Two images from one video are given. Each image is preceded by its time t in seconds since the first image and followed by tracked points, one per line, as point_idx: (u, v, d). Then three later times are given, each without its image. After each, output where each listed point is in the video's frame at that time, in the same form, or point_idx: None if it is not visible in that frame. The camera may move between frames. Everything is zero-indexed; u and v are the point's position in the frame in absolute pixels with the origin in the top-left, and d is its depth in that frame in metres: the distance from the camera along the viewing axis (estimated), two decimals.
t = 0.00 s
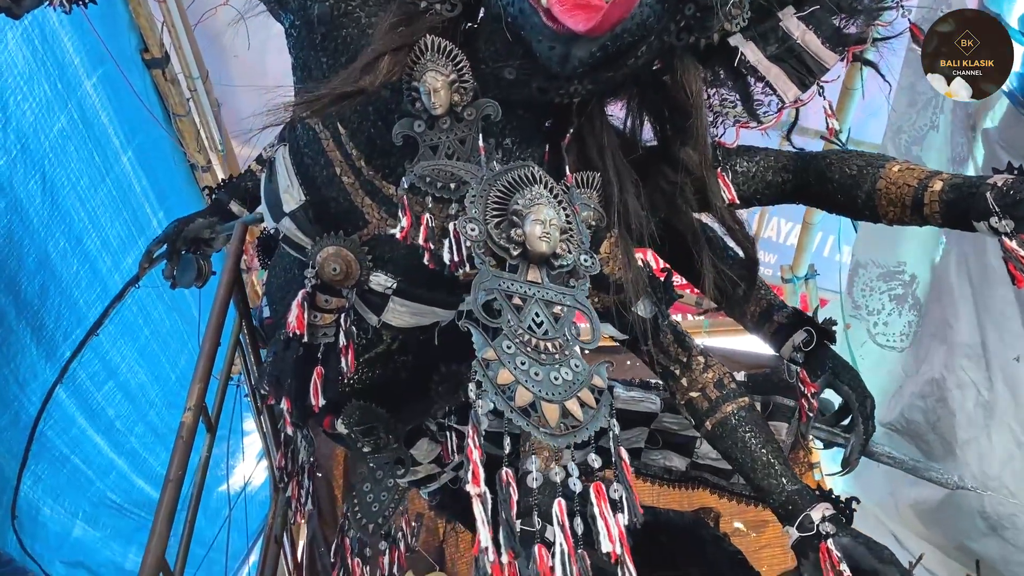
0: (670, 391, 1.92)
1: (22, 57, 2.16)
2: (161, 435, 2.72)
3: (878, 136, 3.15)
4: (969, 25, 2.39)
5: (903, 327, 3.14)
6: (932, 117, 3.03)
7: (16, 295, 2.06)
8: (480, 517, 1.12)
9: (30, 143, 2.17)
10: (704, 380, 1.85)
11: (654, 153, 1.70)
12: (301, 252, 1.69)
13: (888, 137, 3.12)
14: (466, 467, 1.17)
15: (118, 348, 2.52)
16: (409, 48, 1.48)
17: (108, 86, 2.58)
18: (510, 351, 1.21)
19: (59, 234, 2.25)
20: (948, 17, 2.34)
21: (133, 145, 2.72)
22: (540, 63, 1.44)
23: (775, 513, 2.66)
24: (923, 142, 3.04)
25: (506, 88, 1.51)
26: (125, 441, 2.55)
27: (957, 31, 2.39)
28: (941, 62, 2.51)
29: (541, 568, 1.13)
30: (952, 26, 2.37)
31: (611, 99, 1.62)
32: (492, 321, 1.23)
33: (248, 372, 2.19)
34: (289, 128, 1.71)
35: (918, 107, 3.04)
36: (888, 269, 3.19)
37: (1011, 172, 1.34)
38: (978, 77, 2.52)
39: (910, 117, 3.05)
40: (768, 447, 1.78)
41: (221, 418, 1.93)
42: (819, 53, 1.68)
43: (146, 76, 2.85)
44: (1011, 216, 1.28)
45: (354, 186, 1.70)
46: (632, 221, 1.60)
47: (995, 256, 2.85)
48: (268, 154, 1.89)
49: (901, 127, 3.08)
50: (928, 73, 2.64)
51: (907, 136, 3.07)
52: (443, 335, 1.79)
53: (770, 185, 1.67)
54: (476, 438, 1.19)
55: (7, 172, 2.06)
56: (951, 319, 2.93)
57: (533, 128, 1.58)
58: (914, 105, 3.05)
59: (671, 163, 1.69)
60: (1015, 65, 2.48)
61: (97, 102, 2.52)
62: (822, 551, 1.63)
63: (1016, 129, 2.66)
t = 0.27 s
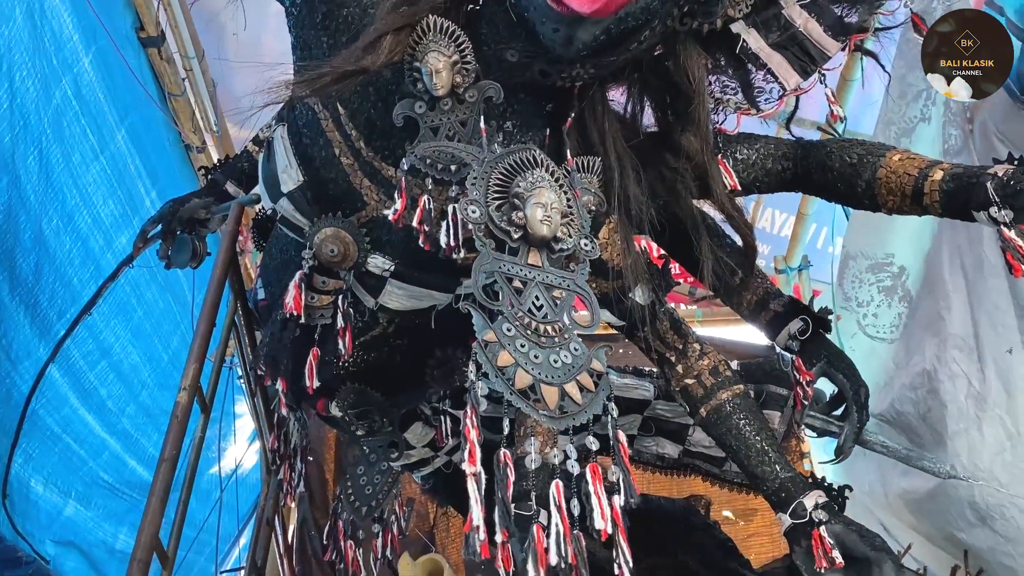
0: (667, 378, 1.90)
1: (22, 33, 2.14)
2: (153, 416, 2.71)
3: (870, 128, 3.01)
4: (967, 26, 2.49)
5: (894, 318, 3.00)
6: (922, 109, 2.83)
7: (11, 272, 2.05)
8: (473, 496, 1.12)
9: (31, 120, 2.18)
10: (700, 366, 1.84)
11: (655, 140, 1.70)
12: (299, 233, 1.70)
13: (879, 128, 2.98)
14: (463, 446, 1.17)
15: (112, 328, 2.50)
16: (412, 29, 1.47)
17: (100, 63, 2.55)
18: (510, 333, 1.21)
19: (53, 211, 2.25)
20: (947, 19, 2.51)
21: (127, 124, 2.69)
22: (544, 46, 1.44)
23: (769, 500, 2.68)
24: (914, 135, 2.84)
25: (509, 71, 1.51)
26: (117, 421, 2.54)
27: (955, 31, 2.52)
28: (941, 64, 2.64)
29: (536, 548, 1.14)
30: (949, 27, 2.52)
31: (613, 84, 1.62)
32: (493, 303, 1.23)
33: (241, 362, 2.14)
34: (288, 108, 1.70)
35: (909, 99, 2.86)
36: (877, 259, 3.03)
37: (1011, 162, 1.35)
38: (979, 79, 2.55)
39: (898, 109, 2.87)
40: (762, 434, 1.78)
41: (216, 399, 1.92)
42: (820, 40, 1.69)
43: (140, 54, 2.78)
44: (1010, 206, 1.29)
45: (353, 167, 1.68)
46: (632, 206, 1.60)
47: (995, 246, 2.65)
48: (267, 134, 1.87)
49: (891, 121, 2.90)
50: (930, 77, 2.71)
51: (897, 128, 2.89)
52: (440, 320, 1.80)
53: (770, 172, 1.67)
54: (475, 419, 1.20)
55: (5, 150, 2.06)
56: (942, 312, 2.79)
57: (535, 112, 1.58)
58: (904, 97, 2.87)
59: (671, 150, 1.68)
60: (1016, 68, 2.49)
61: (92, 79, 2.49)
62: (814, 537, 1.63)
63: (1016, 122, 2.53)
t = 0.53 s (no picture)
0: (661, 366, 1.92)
1: (28, 10, 2.12)
2: (146, 397, 2.69)
3: (860, 120, 3.01)
4: (969, 26, 2.52)
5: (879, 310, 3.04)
6: (910, 101, 2.87)
7: (9, 250, 2.06)
8: (474, 479, 1.13)
9: (33, 97, 2.18)
10: (695, 354, 1.85)
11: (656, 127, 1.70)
12: (297, 215, 1.69)
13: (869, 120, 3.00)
14: (464, 429, 1.18)
15: (104, 307, 2.49)
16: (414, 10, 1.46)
17: (103, 43, 2.50)
18: (510, 318, 1.21)
19: (54, 190, 2.25)
20: (949, 19, 2.53)
21: (127, 102, 2.66)
22: (548, 31, 1.44)
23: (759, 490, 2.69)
24: (902, 127, 2.88)
25: (510, 56, 1.51)
26: (109, 402, 2.52)
27: (955, 31, 2.54)
28: (940, 64, 2.66)
29: (535, 531, 1.14)
30: (950, 28, 2.54)
31: (615, 69, 1.62)
32: (493, 288, 1.23)
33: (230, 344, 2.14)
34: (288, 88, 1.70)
35: (898, 91, 2.89)
36: (861, 251, 3.04)
37: (1011, 154, 1.35)
38: (980, 79, 2.63)
39: (888, 101, 2.88)
40: (755, 423, 1.79)
41: (211, 379, 1.92)
42: (823, 31, 1.67)
43: (137, 33, 2.73)
44: (1010, 198, 1.30)
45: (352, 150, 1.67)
46: (631, 193, 1.61)
47: (989, 242, 2.74)
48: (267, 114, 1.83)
49: (879, 114, 2.93)
50: (929, 77, 2.75)
51: (885, 120, 2.92)
52: (437, 304, 1.78)
53: (769, 162, 1.68)
54: (476, 402, 1.20)
55: (7, 128, 2.07)
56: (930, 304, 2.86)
57: (537, 96, 1.56)
58: (893, 90, 2.90)
59: (672, 137, 1.69)
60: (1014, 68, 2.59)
61: (96, 58, 2.46)
62: (807, 526, 1.63)
63: (1015, 115, 2.62)
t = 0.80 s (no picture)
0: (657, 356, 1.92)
1: None
2: (140, 379, 2.68)
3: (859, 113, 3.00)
4: (968, 25, 2.54)
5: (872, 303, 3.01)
6: (909, 95, 2.84)
7: (9, 229, 2.03)
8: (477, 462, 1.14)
9: (33, 75, 2.13)
10: (690, 344, 1.86)
11: (657, 116, 1.70)
12: (296, 198, 1.69)
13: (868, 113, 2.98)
14: (467, 413, 1.19)
15: (105, 291, 2.49)
16: None
17: (100, 23, 2.50)
18: (512, 304, 1.21)
19: (56, 170, 2.22)
20: (948, 19, 2.58)
21: (125, 83, 2.65)
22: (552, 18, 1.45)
23: (750, 479, 2.70)
24: (900, 120, 2.85)
25: (513, 41, 1.51)
26: (104, 383, 2.52)
27: (955, 30, 2.59)
28: (942, 63, 2.69)
29: (536, 516, 1.16)
30: (950, 26, 2.58)
31: (617, 57, 1.62)
32: (495, 273, 1.23)
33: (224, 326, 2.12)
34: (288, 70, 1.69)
35: (897, 85, 2.86)
36: (856, 243, 3.03)
37: (1008, 149, 1.37)
38: (980, 79, 2.61)
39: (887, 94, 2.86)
40: (749, 412, 1.80)
41: (207, 362, 1.92)
42: (824, 22, 1.69)
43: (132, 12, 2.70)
44: (1008, 192, 1.31)
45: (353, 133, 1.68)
46: (632, 181, 1.61)
47: (984, 235, 2.70)
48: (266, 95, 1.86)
49: (878, 107, 2.90)
50: (930, 78, 2.75)
51: (884, 114, 2.89)
52: (436, 290, 1.78)
53: (769, 153, 1.68)
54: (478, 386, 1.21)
55: (6, 107, 2.03)
56: (923, 296, 2.83)
57: (538, 83, 1.57)
58: (893, 83, 2.87)
59: (673, 127, 1.69)
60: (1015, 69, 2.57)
61: (94, 38, 2.45)
62: (797, 515, 1.64)
63: (1015, 113, 2.58)
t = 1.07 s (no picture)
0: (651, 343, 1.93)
1: None
2: (130, 359, 2.67)
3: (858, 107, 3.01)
4: (969, 24, 2.48)
5: (867, 295, 3.02)
6: (910, 89, 2.83)
7: (6, 208, 2.01)
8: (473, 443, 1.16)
9: (32, 53, 2.11)
10: (684, 332, 1.86)
11: (656, 105, 1.70)
12: (292, 179, 1.65)
13: (867, 107, 2.98)
14: (465, 395, 1.20)
15: (100, 271, 2.48)
16: None
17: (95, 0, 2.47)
18: (511, 288, 1.22)
19: (54, 148, 2.21)
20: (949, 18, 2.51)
21: (118, 61, 2.63)
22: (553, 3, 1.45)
23: (738, 467, 2.71)
24: (901, 113, 2.84)
25: (516, 26, 1.49)
26: (94, 363, 2.50)
27: (956, 30, 2.53)
28: (942, 64, 2.62)
29: (531, 497, 1.17)
30: (952, 25, 2.52)
31: (617, 44, 1.62)
32: (494, 257, 1.23)
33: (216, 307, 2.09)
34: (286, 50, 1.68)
35: (898, 78, 2.86)
36: (853, 236, 3.04)
37: (1005, 143, 1.38)
38: (980, 79, 2.56)
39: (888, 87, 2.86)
40: (741, 400, 1.81)
41: (202, 343, 1.91)
42: (824, 14, 1.68)
43: None
44: (1005, 185, 1.32)
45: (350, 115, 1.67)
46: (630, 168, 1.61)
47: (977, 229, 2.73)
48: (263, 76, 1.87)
49: (879, 100, 2.90)
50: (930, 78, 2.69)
51: (884, 107, 2.89)
52: (431, 275, 1.79)
53: (766, 143, 1.69)
54: (477, 368, 1.22)
55: (7, 83, 2.01)
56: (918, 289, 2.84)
57: (538, 68, 1.56)
58: (894, 77, 2.87)
59: (671, 115, 1.69)
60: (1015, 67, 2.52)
61: (88, 15, 2.41)
62: (789, 502, 1.64)
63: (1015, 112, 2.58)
